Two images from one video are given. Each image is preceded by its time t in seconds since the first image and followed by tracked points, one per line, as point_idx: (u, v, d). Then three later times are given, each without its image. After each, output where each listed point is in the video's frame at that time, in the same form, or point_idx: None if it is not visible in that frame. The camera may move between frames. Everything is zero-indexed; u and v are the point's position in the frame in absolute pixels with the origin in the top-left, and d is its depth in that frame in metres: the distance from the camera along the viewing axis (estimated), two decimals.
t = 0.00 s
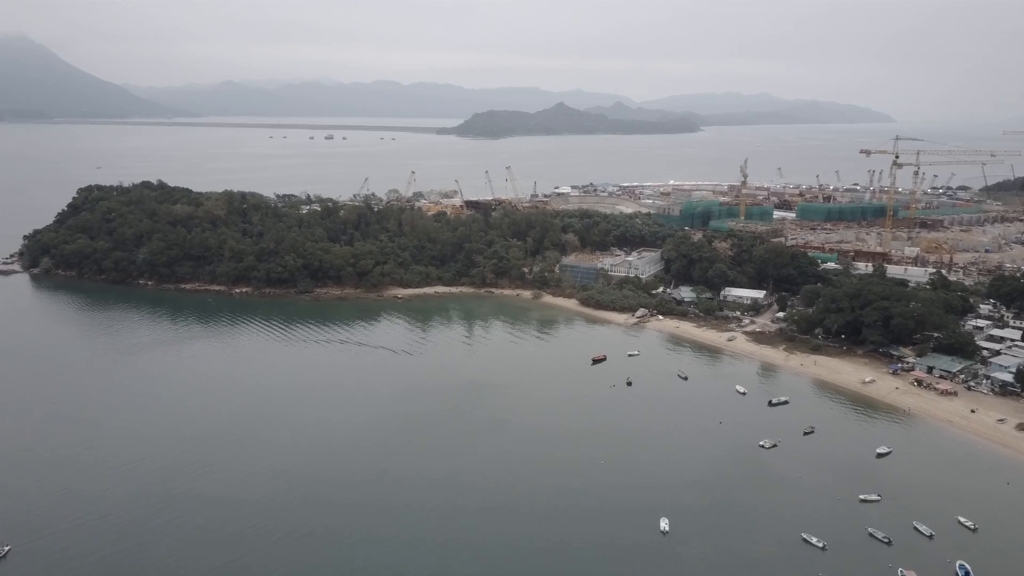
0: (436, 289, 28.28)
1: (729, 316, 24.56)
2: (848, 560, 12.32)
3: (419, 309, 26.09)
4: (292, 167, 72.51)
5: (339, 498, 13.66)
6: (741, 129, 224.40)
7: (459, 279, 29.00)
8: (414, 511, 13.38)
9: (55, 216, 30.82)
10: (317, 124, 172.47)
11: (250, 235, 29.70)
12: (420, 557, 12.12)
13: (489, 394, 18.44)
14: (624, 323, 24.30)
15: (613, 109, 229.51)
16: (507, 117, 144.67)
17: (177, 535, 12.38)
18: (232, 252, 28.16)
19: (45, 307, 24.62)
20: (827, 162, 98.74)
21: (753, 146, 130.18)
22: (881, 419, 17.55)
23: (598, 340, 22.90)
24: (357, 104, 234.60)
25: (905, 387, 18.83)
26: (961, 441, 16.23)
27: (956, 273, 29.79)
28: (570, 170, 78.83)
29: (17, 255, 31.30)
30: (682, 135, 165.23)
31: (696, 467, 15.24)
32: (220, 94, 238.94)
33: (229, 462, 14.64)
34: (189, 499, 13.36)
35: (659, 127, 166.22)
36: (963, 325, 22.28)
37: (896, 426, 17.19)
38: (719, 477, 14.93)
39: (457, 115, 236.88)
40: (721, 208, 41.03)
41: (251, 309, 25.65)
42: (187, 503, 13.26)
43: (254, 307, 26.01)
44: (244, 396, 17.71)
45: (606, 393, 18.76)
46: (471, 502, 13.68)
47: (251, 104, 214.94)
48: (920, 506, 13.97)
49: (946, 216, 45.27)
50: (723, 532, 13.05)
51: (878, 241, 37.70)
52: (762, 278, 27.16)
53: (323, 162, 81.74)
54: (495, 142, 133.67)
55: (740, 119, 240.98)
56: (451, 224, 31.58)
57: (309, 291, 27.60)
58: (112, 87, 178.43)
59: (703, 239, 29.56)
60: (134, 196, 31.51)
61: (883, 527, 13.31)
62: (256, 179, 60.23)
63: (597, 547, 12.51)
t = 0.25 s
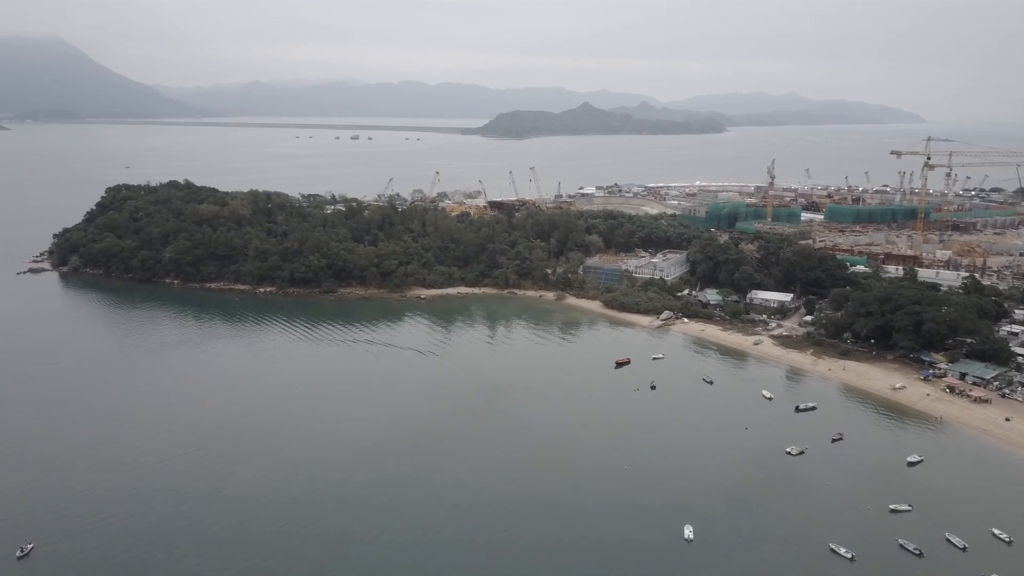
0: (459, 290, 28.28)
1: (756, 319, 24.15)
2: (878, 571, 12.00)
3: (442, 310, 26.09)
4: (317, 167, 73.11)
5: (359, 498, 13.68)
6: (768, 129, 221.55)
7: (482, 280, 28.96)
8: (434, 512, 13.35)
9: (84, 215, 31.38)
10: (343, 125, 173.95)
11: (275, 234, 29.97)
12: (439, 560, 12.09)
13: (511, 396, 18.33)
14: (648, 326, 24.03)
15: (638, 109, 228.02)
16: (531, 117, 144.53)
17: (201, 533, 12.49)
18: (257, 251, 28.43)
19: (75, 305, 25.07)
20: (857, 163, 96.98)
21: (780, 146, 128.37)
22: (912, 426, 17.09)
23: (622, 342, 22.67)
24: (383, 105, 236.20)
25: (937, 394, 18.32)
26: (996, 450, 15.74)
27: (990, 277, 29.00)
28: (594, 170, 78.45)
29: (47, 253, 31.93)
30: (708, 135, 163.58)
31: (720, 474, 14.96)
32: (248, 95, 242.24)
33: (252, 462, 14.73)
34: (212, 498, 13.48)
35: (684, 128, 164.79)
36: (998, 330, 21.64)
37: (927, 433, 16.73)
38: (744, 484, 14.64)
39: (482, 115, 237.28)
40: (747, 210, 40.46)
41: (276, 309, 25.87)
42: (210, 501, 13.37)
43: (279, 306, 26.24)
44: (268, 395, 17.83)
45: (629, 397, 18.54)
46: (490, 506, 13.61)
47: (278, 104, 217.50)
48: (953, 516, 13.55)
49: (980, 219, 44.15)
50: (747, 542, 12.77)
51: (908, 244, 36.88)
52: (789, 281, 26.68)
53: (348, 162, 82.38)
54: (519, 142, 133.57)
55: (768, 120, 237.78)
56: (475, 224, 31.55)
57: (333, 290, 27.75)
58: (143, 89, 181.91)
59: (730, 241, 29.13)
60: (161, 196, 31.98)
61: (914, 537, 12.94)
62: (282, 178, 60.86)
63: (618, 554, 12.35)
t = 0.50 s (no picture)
0: (482, 290, 28.22)
1: (783, 322, 23.70)
2: None
3: (465, 310, 26.05)
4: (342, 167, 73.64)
5: (379, 500, 13.68)
6: (797, 129, 218.25)
7: (505, 281, 28.87)
8: (453, 515, 13.28)
9: (113, 214, 31.92)
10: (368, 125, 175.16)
11: (300, 234, 30.19)
12: (457, 563, 12.02)
13: (532, 398, 18.19)
14: (673, 329, 23.72)
15: (664, 108, 226.18)
16: (556, 117, 144.13)
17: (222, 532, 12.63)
18: (281, 251, 28.69)
19: (103, 303, 25.48)
20: (888, 164, 95.07)
21: (809, 147, 126.36)
22: (944, 434, 16.61)
23: (646, 345, 22.39)
24: (408, 105, 237.43)
25: (971, 401, 17.79)
26: None
27: None
28: (619, 170, 77.93)
29: (77, 251, 32.54)
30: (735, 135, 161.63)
31: (745, 482, 14.67)
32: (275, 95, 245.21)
33: (274, 461, 14.82)
34: (233, 497, 13.61)
35: (712, 128, 163.04)
36: None
37: (960, 442, 16.23)
38: (768, 492, 14.31)
39: (506, 115, 237.27)
40: (774, 211, 39.79)
41: (300, 309, 26.02)
42: (231, 500, 13.51)
43: (303, 306, 26.41)
44: (290, 395, 17.92)
45: (653, 401, 18.29)
46: (510, 509, 13.51)
47: (305, 105, 219.69)
48: (988, 529, 13.10)
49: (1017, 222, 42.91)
50: (771, 552, 12.46)
51: (942, 247, 35.97)
52: (817, 284, 26.17)
53: (373, 161, 82.83)
54: (543, 142, 133.30)
55: (796, 120, 234.34)
56: (498, 225, 31.48)
57: (357, 291, 27.86)
58: (173, 91, 185.61)
59: (757, 243, 28.65)
60: (189, 195, 32.44)
61: (946, 550, 12.54)
62: (308, 178, 61.38)
63: (638, 562, 12.17)
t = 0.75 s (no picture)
0: (501, 291, 28.15)
1: (806, 325, 23.31)
2: None
3: (484, 311, 25.98)
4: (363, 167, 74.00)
5: (395, 500, 13.67)
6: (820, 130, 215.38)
7: (525, 282, 28.76)
8: (468, 517, 13.23)
9: (136, 213, 32.35)
10: (389, 125, 175.94)
11: (320, 234, 30.35)
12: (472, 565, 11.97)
13: (550, 400, 18.07)
14: (694, 331, 23.45)
15: (686, 109, 224.33)
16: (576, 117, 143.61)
17: (239, 531, 12.69)
18: (302, 251, 28.87)
19: (127, 302, 25.82)
20: (915, 165, 93.37)
21: (834, 147, 124.62)
22: (972, 441, 16.20)
23: (666, 348, 22.16)
24: (429, 105, 238.24)
25: (1000, 407, 17.34)
26: None
27: None
28: (640, 171, 77.42)
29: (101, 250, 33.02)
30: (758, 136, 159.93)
31: (766, 488, 14.42)
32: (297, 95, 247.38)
33: (292, 461, 14.88)
34: (251, 496, 13.68)
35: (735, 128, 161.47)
36: None
37: (989, 449, 15.83)
38: (790, 499, 14.05)
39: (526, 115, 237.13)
40: (798, 212, 39.22)
41: (320, 309, 26.13)
42: (249, 499, 13.59)
43: (323, 305, 26.53)
44: (309, 395, 17.97)
45: (672, 404, 18.08)
46: (526, 511, 13.42)
47: (326, 106, 221.34)
48: (1018, 539, 12.74)
49: None
50: (792, 561, 12.22)
51: (970, 250, 35.20)
52: (841, 286, 25.73)
53: (394, 161, 83.14)
54: (563, 142, 132.92)
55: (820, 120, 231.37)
56: (518, 225, 31.39)
57: (376, 291, 27.93)
58: (197, 92, 188.04)
59: (779, 244, 28.24)
60: (212, 195, 32.78)
61: (974, 560, 12.21)
62: (329, 177, 61.75)
63: (655, 567, 12.02)
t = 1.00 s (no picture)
0: (520, 292, 28.06)
1: (829, 329, 22.93)
2: None
3: (504, 312, 25.91)
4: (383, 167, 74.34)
5: (412, 501, 13.64)
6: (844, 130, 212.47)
7: (544, 283, 28.64)
8: (485, 519, 13.16)
9: (158, 213, 32.79)
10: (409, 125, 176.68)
11: (340, 234, 30.48)
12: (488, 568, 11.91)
13: (569, 402, 17.94)
14: (715, 334, 23.16)
15: (707, 109, 222.53)
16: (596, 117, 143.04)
17: (257, 531, 12.75)
18: (322, 250, 29.02)
19: (149, 301, 26.12)
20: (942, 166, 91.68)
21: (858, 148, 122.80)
22: (1001, 448, 15.80)
23: (686, 350, 21.91)
24: (448, 105, 238.72)
25: None
26: None
27: None
28: (660, 171, 76.89)
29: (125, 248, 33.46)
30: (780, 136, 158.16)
31: (788, 494, 14.17)
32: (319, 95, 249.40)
33: (310, 461, 14.92)
34: (269, 496, 13.72)
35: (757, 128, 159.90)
36: None
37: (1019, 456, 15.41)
38: (813, 505, 13.78)
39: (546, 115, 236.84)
40: (821, 214, 38.64)
41: (340, 308, 26.24)
42: (267, 499, 13.63)
43: (343, 305, 26.63)
44: (328, 396, 18.02)
45: (692, 407, 17.85)
46: (543, 514, 13.32)
47: (347, 106, 222.46)
48: None
49: None
50: (814, 569, 11.98)
51: (999, 252, 34.42)
52: (866, 289, 25.27)
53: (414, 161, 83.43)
54: (582, 142, 132.50)
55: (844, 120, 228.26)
56: (537, 226, 31.29)
57: (396, 291, 27.99)
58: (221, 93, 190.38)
59: (802, 246, 27.81)
60: (234, 195, 33.10)
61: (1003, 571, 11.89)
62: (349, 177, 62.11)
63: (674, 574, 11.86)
